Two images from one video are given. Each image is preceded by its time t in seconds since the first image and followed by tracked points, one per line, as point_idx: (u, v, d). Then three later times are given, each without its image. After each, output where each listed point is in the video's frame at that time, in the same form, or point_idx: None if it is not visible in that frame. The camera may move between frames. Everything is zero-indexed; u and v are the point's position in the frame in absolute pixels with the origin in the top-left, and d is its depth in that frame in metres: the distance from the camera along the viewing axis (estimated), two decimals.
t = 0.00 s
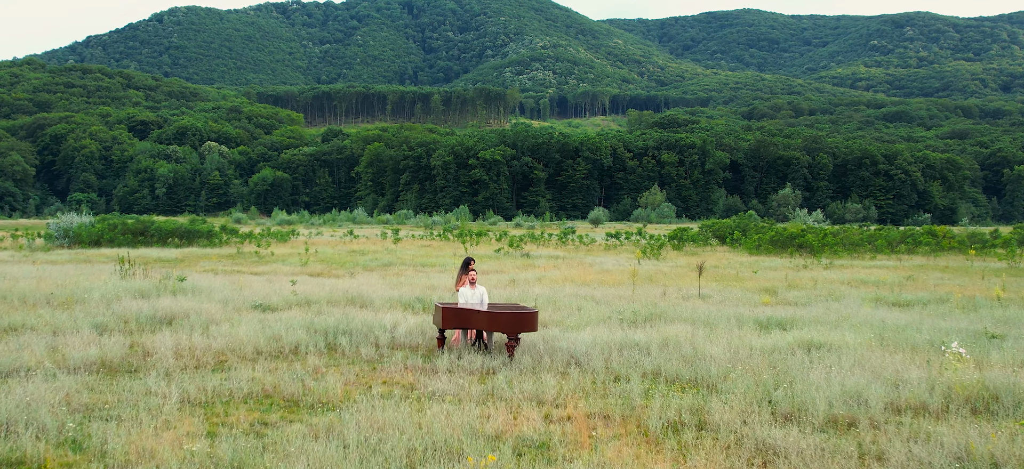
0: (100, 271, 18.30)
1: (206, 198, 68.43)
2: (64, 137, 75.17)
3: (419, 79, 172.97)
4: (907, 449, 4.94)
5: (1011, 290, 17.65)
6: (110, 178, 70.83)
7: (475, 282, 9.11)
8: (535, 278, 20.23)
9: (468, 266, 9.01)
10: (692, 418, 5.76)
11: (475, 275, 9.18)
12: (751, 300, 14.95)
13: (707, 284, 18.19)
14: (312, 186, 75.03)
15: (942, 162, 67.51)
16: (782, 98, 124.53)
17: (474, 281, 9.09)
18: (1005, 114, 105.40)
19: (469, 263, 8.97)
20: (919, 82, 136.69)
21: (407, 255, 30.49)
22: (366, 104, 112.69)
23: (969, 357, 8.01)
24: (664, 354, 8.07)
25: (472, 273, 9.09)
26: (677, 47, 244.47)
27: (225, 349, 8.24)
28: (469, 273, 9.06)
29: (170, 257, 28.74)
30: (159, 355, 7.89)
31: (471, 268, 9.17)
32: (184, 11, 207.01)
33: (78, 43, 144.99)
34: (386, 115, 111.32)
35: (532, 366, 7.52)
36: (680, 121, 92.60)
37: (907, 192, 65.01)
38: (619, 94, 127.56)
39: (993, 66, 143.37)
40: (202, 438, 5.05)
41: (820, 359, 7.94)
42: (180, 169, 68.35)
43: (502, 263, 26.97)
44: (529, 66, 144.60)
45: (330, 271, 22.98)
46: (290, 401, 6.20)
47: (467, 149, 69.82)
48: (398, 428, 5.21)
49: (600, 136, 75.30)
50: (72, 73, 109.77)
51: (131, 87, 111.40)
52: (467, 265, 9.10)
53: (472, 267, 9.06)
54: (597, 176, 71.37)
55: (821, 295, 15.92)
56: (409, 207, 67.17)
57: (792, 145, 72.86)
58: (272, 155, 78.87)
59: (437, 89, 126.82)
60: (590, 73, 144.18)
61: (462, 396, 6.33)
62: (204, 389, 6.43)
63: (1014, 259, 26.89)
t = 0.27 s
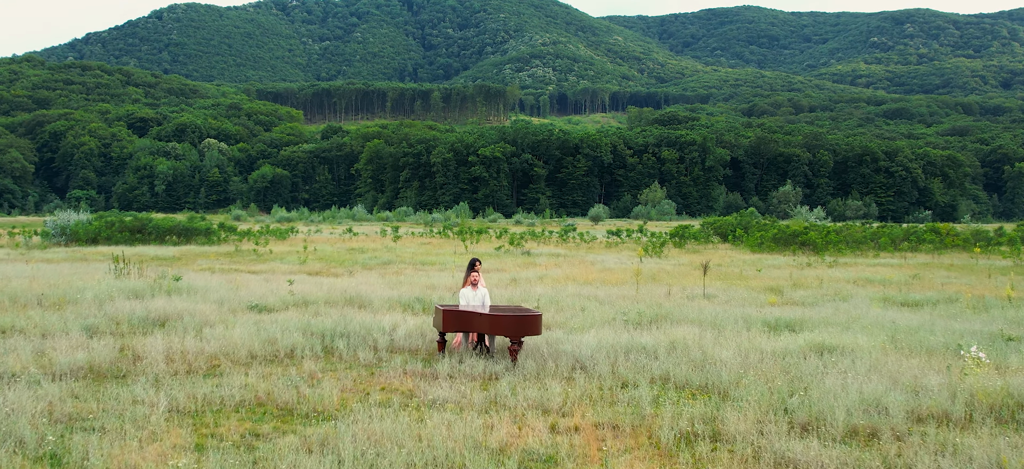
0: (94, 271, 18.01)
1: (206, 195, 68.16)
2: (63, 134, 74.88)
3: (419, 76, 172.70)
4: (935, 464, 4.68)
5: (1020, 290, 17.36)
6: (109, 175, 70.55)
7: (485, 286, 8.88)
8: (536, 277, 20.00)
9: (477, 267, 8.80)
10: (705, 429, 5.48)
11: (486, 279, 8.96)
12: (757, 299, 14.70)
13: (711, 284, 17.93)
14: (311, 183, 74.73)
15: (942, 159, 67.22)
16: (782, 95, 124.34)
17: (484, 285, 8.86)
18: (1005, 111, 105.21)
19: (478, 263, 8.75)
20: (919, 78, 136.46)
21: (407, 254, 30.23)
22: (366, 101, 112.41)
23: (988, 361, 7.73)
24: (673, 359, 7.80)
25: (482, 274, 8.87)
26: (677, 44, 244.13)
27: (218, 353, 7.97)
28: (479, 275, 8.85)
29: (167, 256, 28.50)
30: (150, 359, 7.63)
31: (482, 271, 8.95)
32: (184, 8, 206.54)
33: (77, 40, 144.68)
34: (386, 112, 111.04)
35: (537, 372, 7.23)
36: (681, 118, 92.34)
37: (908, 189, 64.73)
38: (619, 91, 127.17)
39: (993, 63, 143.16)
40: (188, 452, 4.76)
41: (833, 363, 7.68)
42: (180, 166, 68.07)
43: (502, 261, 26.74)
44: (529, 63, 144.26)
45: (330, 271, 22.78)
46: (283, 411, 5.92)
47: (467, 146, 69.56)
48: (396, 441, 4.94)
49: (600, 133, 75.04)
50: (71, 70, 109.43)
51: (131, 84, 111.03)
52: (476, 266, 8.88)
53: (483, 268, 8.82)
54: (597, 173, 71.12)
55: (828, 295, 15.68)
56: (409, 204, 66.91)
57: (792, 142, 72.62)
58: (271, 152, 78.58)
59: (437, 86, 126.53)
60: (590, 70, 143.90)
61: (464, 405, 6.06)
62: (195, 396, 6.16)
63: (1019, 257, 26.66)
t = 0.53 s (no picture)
0: (89, 267, 17.70)
1: (205, 190, 67.82)
2: (62, 129, 74.52)
3: (419, 71, 172.14)
4: None
5: None
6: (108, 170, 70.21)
7: (491, 285, 8.61)
8: (538, 274, 19.75)
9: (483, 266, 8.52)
10: (720, 440, 5.21)
11: (492, 279, 8.68)
12: (763, 298, 14.45)
13: (715, 281, 17.66)
14: (311, 178, 74.37)
15: (943, 153, 66.89)
16: (782, 90, 123.99)
17: (490, 285, 8.58)
18: (1005, 106, 104.90)
19: (485, 262, 8.47)
20: (919, 73, 136.07)
21: (407, 250, 29.94)
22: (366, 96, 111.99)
23: (1008, 365, 7.47)
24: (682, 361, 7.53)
25: (489, 274, 8.60)
26: (677, 39, 243.53)
27: (210, 355, 7.68)
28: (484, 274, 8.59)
29: (165, 252, 28.24)
30: (139, 362, 7.34)
31: (488, 271, 8.68)
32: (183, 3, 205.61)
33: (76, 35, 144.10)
34: (386, 107, 110.64)
35: (541, 375, 6.96)
36: (681, 113, 92.02)
37: (908, 184, 64.40)
38: (619, 85, 126.68)
39: (993, 58, 142.80)
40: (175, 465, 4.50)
41: (849, 366, 7.40)
42: (179, 161, 67.74)
43: (503, 258, 26.49)
44: (529, 58, 143.81)
45: (329, 267, 22.52)
46: (276, 419, 5.63)
47: (467, 141, 69.22)
48: (396, 454, 4.67)
49: (600, 128, 74.73)
50: (70, 65, 108.94)
51: (130, 79, 110.60)
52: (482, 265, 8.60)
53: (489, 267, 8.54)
54: (598, 168, 70.81)
55: (834, 293, 15.42)
56: (409, 199, 66.62)
57: (793, 137, 72.29)
58: (271, 147, 78.21)
59: (436, 80, 126.13)
60: (590, 65, 143.43)
61: (466, 412, 5.79)
62: (185, 404, 5.88)
63: None
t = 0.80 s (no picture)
0: (83, 263, 17.37)
1: (204, 184, 67.48)
2: (61, 123, 74.13)
3: (418, 65, 171.67)
4: None
5: None
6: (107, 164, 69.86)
7: (496, 286, 8.33)
8: (539, 271, 19.51)
9: (489, 266, 8.24)
10: (735, 451, 4.95)
11: (498, 280, 8.39)
12: (769, 295, 14.21)
13: (720, 277, 17.40)
14: (310, 172, 73.97)
15: (943, 147, 66.57)
16: (782, 84, 123.58)
17: (496, 285, 8.29)
18: (1006, 100, 104.43)
19: (491, 261, 8.19)
20: (919, 67, 135.54)
21: (406, 245, 29.65)
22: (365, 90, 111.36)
23: None
24: (692, 364, 7.26)
25: (495, 274, 8.31)
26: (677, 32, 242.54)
27: (202, 358, 7.40)
28: (491, 274, 8.30)
29: (163, 248, 27.95)
30: (127, 365, 7.05)
31: (494, 271, 8.39)
32: None
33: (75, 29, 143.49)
34: (385, 101, 110.13)
35: (545, 380, 6.68)
36: (681, 107, 91.61)
37: (909, 178, 64.06)
38: (619, 80, 126.19)
39: (993, 52, 142.36)
40: None
41: (864, 370, 7.13)
42: (178, 155, 67.40)
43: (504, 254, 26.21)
44: (529, 52, 143.32)
45: (328, 264, 22.24)
46: (268, 427, 5.37)
47: (467, 136, 68.87)
48: None
49: (600, 122, 74.36)
50: (69, 59, 108.43)
51: (129, 73, 110.06)
52: (488, 264, 8.32)
53: (495, 267, 8.25)
54: (598, 162, 70.44)
55: (841, 291, 15.16)
56: (408, 193, 66.32)
57: (793, 131, 71.93)
58: (270, 141, 77.79)
59: (435, 74, 125.68)
60: (590, 59, 142.93)
61: (469, 420, 5.54)
62: (174, 411, 5.60)
63: None
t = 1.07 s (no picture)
0: (77, 260, 17.07)
1: (204, 179, 67.16)
2: (60, 117, 73.76)
3: (419, 59, 171.17)
4: None
5: None
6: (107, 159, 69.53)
7: (500, 286, 8.09)
8: (541, 267, 19.25)
9: (494, 265, 8.00)
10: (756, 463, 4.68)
11: (502, 280, 8.15)
12: (776, 293, 13.96)
13: (725, 274, 17.13)
14: (309, 166, 73.62)
15: (945, 142, 66.26)
16: (782, 78, 123.19)
17: (500, 286, 8.06)
18: (1006, 94, 104.12)
19: (496, 261, 7.95)
20: (919, 61, 134.98)
21: (406, 240, 29.36)
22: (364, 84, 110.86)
23: None
24: (702, 367, 6.99)
25: (499, 274, 8.07)
26: (677, 27, 241.76)
27: (194, 361, 7.12)
28: (495, 274, 8.06)
29: (161, 244, 27.65)
30: (114, 369, 6.77)
31: (499, 271, 8.15)
32: None
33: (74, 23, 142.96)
34: (385, 95, 109.69)
35: (550, 385, 6.41)
36: (682, 101, 91.19)
37: (909, 172, 63.71)
38: (619, 74, 125.62)
39: (994, 46, 141.82)
40: None
41: (880, 373, 6.87)
42: (178, 149, 67.07)
43: (505, 250, 25.95)
44: (529, 46, 142.82)
45: (328, 260, 21.97)
46: (259, 438, 5.09)
47: (467, 130, 68.53)
48: None
49: (600, 116, 73.97)
50: (69, 53, 107.94)
51: (127, 67, 109.50)
52: (492, 264, 8.08)
53: (500, 267, 8.00)
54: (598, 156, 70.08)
55: (848, 289, 14.90)
56: (408, 188, 66.02)
57: (794, 125, 71.55)
58: (270, 135, 77.41)
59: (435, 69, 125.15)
60: (590, 54, 142.44)
61: (471, 429, 5.28)
62: (161, 419, 5.32)
63: None
